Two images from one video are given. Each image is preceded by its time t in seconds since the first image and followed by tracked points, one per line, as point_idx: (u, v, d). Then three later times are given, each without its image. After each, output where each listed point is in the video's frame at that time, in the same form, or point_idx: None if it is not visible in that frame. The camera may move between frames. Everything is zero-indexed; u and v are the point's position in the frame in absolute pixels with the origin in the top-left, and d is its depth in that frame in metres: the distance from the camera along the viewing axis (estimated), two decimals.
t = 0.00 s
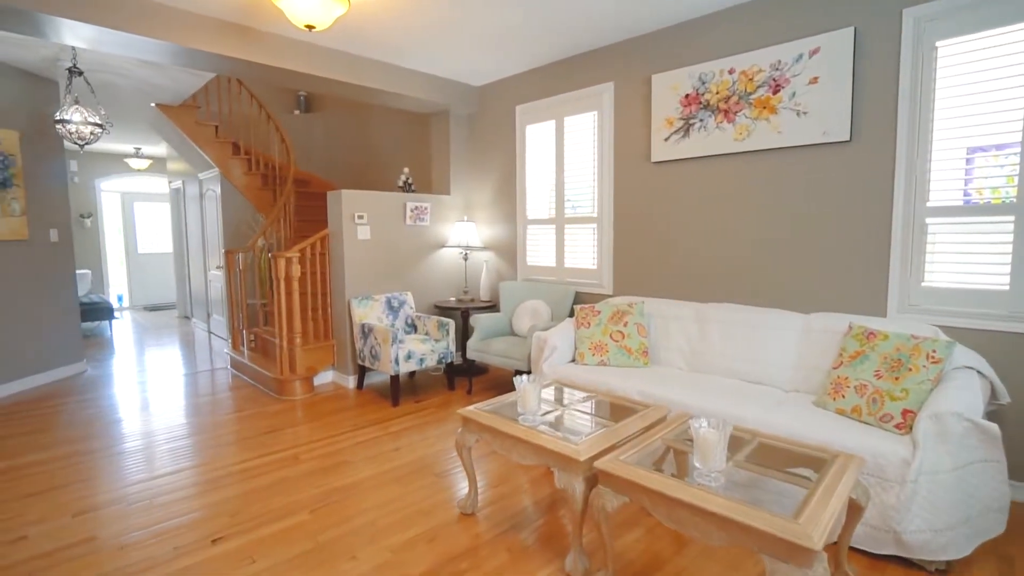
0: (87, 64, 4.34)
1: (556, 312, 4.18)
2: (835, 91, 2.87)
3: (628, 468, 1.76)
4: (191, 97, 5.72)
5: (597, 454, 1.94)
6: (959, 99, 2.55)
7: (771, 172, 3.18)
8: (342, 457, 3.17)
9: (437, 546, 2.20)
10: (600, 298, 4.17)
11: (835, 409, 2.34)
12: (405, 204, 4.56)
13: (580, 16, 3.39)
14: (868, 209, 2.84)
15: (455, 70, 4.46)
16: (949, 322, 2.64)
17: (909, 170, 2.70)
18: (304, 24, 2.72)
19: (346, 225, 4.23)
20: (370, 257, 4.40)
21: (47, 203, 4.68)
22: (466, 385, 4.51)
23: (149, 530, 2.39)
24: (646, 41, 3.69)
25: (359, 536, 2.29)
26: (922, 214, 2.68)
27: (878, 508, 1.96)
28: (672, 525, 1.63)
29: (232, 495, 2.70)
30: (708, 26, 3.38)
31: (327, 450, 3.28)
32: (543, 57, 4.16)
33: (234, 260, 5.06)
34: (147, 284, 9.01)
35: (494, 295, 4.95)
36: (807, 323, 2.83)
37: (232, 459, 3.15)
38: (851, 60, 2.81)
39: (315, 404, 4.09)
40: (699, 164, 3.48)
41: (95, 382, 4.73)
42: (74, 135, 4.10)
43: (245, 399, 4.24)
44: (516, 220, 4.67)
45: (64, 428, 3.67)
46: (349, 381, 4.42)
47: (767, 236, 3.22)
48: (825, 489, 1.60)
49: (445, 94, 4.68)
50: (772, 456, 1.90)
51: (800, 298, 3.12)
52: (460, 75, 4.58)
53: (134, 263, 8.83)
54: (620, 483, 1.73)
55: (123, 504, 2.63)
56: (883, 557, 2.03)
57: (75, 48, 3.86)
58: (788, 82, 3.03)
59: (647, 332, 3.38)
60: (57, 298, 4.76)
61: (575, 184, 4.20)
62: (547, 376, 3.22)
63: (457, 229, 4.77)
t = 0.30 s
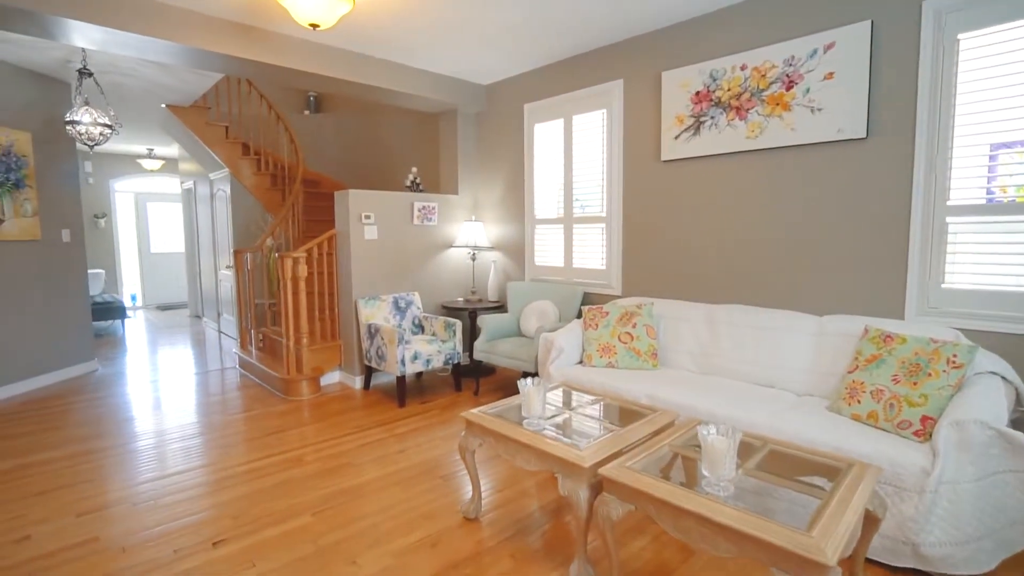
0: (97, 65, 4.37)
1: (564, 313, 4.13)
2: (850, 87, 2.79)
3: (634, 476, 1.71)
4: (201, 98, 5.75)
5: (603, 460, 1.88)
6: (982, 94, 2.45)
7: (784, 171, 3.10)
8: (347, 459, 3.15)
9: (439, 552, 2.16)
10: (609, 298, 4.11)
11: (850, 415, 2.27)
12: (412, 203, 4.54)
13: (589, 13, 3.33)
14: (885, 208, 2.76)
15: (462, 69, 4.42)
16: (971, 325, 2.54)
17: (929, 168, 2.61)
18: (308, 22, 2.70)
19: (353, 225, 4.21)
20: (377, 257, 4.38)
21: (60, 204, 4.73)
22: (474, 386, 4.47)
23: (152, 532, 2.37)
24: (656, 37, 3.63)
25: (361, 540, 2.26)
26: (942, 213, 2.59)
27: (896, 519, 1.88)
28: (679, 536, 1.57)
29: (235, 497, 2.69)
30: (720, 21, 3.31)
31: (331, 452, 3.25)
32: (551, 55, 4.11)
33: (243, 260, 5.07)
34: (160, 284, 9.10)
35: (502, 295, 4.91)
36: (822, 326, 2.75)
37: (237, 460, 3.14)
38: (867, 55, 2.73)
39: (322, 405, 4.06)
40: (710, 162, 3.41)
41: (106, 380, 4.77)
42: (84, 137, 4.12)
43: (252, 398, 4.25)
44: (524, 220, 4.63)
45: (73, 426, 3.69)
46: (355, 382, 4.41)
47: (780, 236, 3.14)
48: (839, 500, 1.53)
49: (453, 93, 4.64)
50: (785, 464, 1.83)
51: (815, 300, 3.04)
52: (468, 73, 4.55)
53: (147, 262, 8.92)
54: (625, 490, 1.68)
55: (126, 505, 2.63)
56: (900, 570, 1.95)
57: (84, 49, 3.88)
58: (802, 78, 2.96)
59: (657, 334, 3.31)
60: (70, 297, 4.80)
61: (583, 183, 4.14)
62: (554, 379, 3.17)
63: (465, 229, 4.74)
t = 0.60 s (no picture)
0: (107, 66, 4.40)
1: (572, 314, 4.08)
2: (866, 82, 2.71)
3: (639, 483, 1.66)
4: (211, 98, 5.78)
5: (608, 466, 1.84)
6: (1005, 89, 2.37)
7: (798, 169, 3.02)
8: (351, 460, 3.12)
9: (440, 557, 2.12)
10: (618, 299, 4.05)
11: (866, 421, 2.20)
12: (420, 203, 4.52)
13: (597, 9, 3.28)
14: (902, 207, 2.68)
15: (470, 67, 4.39)
16: (993, 328, 2.45)
17: (949, 165, 2.53)
18: (312, 21, 2.68)
19: (360, 225, 4.20)
20: (385, 257, 4.37)
21: (72, 204, 4.77)
22: (481, 387, 4.43)
23: (154, 533, 2.37)
24: (666, 34, 3.56)
25: (362, 544, 2.22)
26: (962, 212, 2.50)
27: (913, 529, 1.81)
28: (685, 546, 1.52)
29: (239, 498, 2.67)
30: (732, 17, 3.24)
31: (336, 453, 3.23)
32: (559, 52, 4.06)
33: (251, 260, 5.09)
34: (172, 283, 9.18)
35: (510, 296, 4.86)
36: (836, 328, 2.68)
37: (242, 460, 3.13)
38: (884, 49, 2.65)
39: (327, 406, 4.04)
40: (721, 161, 3.34)
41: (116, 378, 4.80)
42: (94, 137, 4.15)
43: (259, 398, 4.25)
44: (532, 219, 4.58)
45: (82, 424, 3.72)
46: (362, 382, 4.39)
47: (793, 236, 3.07)
48: (854, 510, 1.47)
49: (461, 92, 4.61)
50: (797, 473, 1.77)
51: (829, 301, 2.96)
52: (476, 72, 4.51)
53: (160, 262, 9.01)
54: (630, 498, 1.63)
55: (131, 505, 2.62)
56: None
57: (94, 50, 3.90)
58: (816, 73, 2.88)
59: (665, 336, 3.25)
60: (81, 297, 4.85)
61: (592, 182, 4.09)
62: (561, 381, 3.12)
63: (473, 229, 4.70)
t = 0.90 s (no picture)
0: (117, 67, 4.42)
1: (579, 315, 4.03)
2: (883, 77, 2.63)
3: (644, 489, 1.61)
4: (220, 99, 5.80)
5: (613, 472, 1.79)
6: None
7: (811, 167, 2.95)
8: (355, 462, 3.09)
9: (441, 562, 2.09)
10: (626, 300, 3.99)
11: (882, 427, 2.12)
12: (426, 203, 4.49)
13: (603, 6, 3.24)
14: (920, 206, 2.59)
15: (477, 66, 4.35)
16: (1015, 331, 2.37)
17: (969, 163, 2.44)
18: (316, 19, 2.65)
19: (367, 225, 4.18)
20: (391, 257, 4.35)
21: (83, 204, 4.82)
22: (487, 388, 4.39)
23: (156, 533, 2.35)
24: (676, 30, 3.50)
25: (362, 548, 2.19)
26: (983, 211, 2.42)
27: (931, 540, 1.75)
28: (691, 555, 1.46)
29: (242, 499, 2.65)
30: (743, 12, 3.17)
31: (340, 454, 3.21)
32: (567, 50, 4.01)
33: (259, 259, 5.09)
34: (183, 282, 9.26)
35: (517, 296, 4.82)
36: (850, 331, 2.60)
37: (246, 460, 3.12)
38: (901, 43, 2.57)
39: (333, 406, 4.03)
40: (732, 159, 3.27)
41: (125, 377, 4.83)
42: (104, 137, 4.17)
43: (265, 398, 4.24)
44: (540, 219, 4.54)
45: (90, 423, 3.73)
46: (368, 383, 4.37)
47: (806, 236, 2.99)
48: (868, 521, 1.41)
49: (468, 91, 4.58)
50: (809, 481, 1.71)
51: (843, 303, 2.88)
52: (483, 71, 4.48)
53: (171, 261, 9.09)
54: (635, 505, 1.58)
55: (134, 504, 2.62)
56: None
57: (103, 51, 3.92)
58: (830, 69, 2.81)
59: (674, 337, 3.19)
60: (92, 296, 4.89)
61: (600, 181, 4.04)
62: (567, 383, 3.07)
63: (480, 229, 4.66)
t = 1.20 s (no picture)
0: (126, 68, 4.45)
1: (587, 316, 3.98)
2: (898, 72, 2.56)
3: (649, 496, 1.56)
4: (230, 99, 5.83)
5: (617, 477, 1.74)
6: None
7: (823, 165, 2.88)
8: (359, 462, 3.07)
9: (442, 567, 2.05)
10: (634, 301, 3.93)
11: (898, 432, 2.05)
12: (433, 202, 4.47)
13: (610, 3, 3.20)
14: (937, 206, 2.51)
15: (484, 64, 4.32)
16: None
17: (989, 160, 2.36)
18: (320, 17, 2.63)
19: (373, 224, 4.16)
20: (398, 257, 4.33)
21: (93, 204, 4.86)
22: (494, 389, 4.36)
23: (158, 532, 2.34)
24: (685, 27, 3.44)
25: (362, 551, 2.16)
26: (1004, 210, 2.34)
27: (948, 550, 1.68)
28: (697, 565, 1.41)
29: (245, 499, 2.64)
30: (753, 7, 3.10)
31: (344, 454, 3.19)
32: (575, 48, 3.96)
33: (266, 259, 5.10)
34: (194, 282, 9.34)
35: (524, 296, 4.78)
36: (864, 333, 2.53)
37: (251, 459, 3.11)
38: (918, 37, 2.49)
39: (338, 406, 4.00)
40: (742, 158, 3.21)
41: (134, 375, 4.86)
42: (113, 137, 4.20)
43: (271, 397, 4.24)
44: (547, 219, 4.50)
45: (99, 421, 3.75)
46: (375, 383, 4.36)
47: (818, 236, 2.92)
48: (882, 531, 1.35)
49: (475, 90, 4.55)
50: (821, 489, 1.65)
51: (857, 304, 2.81)
52: (490, 69, 4.44)
53: (182, 261, 9.16)
54: (639, 512, 1.53)
55: (138, 503, 2.61)
56: None
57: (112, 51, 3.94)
58: (843, 64, 2.74)
59: (683, 339, 3.13)
60: (102, 296, 4.93)
61: (608, 180, 3.98)
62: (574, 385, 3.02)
63: (487, 228, 4.63)
